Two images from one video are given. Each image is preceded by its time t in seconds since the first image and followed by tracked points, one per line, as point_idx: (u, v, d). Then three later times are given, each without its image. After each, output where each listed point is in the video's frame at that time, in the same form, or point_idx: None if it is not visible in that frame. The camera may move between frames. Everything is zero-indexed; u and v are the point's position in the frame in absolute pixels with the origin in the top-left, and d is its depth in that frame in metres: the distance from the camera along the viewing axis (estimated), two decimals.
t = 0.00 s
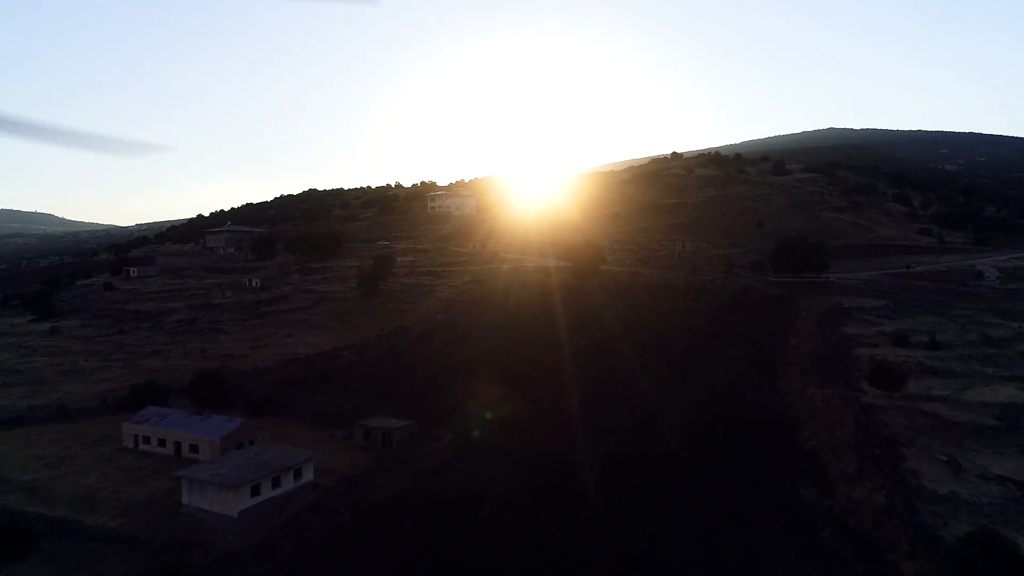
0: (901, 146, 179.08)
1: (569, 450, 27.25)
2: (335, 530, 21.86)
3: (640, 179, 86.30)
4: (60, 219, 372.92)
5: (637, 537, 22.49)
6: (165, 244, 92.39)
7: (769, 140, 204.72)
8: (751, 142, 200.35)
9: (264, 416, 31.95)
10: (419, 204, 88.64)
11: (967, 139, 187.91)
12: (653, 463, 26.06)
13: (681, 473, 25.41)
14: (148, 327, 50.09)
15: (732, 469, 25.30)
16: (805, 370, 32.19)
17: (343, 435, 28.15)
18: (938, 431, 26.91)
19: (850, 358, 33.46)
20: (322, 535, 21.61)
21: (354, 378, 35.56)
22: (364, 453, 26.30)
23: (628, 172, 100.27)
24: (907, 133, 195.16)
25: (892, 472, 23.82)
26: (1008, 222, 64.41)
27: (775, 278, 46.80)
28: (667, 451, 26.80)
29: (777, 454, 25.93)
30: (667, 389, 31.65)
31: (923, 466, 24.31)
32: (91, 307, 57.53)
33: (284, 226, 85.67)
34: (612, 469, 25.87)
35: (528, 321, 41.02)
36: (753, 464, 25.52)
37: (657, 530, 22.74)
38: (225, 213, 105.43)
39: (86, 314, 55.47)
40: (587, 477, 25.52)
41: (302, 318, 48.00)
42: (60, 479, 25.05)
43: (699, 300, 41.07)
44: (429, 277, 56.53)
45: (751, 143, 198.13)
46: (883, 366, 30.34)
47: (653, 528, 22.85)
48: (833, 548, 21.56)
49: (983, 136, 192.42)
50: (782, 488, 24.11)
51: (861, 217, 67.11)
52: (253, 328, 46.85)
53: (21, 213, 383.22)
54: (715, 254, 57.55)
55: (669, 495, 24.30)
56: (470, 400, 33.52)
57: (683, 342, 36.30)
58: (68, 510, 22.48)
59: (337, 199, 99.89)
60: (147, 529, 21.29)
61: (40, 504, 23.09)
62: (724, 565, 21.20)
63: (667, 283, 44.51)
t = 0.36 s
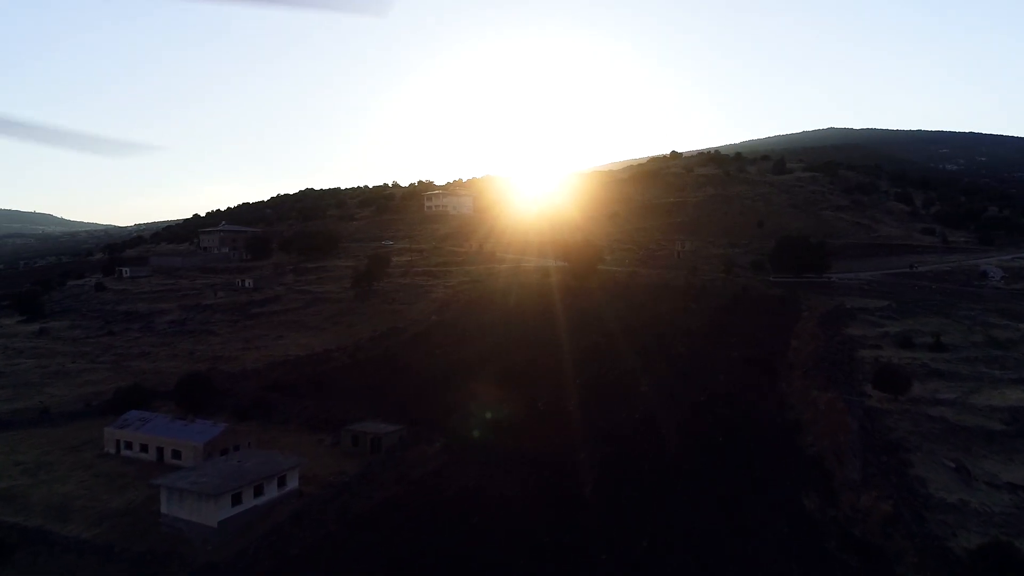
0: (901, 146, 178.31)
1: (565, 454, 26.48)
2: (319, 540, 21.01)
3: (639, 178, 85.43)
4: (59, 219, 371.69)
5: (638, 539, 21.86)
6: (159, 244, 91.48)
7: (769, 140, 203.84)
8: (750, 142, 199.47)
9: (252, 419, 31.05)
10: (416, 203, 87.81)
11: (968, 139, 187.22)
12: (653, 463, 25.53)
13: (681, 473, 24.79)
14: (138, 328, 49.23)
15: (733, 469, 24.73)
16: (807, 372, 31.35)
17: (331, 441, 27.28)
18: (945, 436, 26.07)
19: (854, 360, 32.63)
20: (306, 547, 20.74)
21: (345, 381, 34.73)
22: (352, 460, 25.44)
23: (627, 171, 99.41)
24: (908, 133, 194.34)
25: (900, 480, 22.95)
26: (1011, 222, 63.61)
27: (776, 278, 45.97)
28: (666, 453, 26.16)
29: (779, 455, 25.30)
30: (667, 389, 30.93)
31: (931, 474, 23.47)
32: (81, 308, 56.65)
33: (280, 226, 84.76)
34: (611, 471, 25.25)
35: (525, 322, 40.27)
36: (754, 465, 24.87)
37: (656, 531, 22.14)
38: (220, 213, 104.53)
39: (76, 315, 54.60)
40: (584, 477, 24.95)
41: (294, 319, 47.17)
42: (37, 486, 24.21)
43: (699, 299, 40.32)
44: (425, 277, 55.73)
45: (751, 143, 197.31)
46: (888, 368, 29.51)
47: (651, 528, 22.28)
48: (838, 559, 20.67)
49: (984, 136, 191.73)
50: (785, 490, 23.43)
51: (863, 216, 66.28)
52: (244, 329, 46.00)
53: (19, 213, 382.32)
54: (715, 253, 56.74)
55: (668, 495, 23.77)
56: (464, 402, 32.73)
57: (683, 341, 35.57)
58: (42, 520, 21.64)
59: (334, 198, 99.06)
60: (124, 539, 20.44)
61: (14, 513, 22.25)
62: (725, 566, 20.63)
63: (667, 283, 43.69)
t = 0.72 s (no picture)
0: (901, 145, 177.57)
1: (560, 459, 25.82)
2: (303, 552, 20.21)
3: (638, 177, 84.54)
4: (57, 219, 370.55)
5: (635, 546, 21.22)
6: (153, 244, 90.53)
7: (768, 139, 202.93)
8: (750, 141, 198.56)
9: (238, 422, 30.19)
10: (412, 202, 86.96)
11: (969, 139, 186.51)
12: (653, 463, 25.19)
13: (680, 479, 24.20)
14: (127, 329, 48.36)
15: (733, 469, 24.40)
16: (809, 375, 30.54)
17: (318, 447, 26.44)
18: (952, 441, 25.28)
19: (857, 363, 31.82)
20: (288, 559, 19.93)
21: (335, 383, 33.94)
22: (339, 467, 24.61)
23: (625, 170, 98.58)
24: (908, 133, 193.64)
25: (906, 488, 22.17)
26: (1014, 221, 62.83)
27: (776, 279, 45.17)
28: (665, 457, 25.53)
29: (780, 458, 24.69)
30: (667, 390, 30.23)
31: (938, 482, 22.68)
32: (70, 309, 55.72)
33: (274, 226, 83.88)
34: (608, 476, 24.65)
35: (522, 324, 39.64)
36: (754, 470, 24.20)
37: (655, 537, 21.56)
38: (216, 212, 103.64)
39: (65, 316, 53.68)
40: (583, 478, 24.61)
41: (286, 320, 46.31)
42: (12, 495, 23.36)
43: (699, 299, 39.66)
44: (420, 277, 54.95)
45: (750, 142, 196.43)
46: (892, 370, 28.73)
47: (650, 534, 21.73)
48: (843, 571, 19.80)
49: (985, 135, 191.04)
50: (787, 496, 22.75)
51: (864, 216, 65.48)
52: (235, 330, 45.19)
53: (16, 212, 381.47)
54: (715, 253, 55.93)
55: (669, 495, 23.46)
56: (458, 404, 32.01)
57: (682, 341, 34.89)
58: (14, 531, 20.81)
59: (330, 198, 98.17)
60: (97, 552, 19.61)
61: None
62: (725, 566, 20.30)
63: (666, 283, 42.89)
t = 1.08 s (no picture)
0: (901, 145, 176.72)
1: (555, 468, 24.99)
2: (283, 566, 19.28)
3: (636, 176, 83.61)
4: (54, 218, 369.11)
5: (632, 561, 20.51)
6: (145, 244, 89.49)
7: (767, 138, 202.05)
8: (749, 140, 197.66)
9: (221, 428, 29.24)
10: (408, 201, 85.99)
11: (969, 138, 185.77)
12: (650, 471, 24.40)
13: (678, 486, 23.37)
14: (114, 330, 47.43)
15: (732, 477, 23.61)
16: (811, 379, 29.66)
17: (303, 454, 25.50)
18: (960, 448, 24.40)
19: (860, 365, 30.93)
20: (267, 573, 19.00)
21: (323, 388, 33.04)
22: (323, 475, 23.66)
23: (624, 169, 97.63)
24: (908, 132, 192.82)
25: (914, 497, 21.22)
26: (1017, 220, 61.99)
27: (776, 279, 44.30)
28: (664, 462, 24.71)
29: (782, 464, 23.88)
30: (664, 392, 29.42)
31: (947, 492, 21.77)
32: (58, 310, 54.74)
33: (268, 225, 82.89)
34: (604, 484, 23.85)
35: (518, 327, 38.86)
36: (755, 477, 23.35)
37: (651, 549, 20.86)
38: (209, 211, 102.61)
39: (52, 317, 52.70)
40: (578, 486, 23.81)
41: (276, 322, 45.36)
42: None
43: (698, 300, 38.80)
44: (414, 277, 54.05)
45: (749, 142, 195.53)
46: (896, 373, 27.81)
47: (647, 545, 21.00)
48: None
49: (984, 135, 190.31)
50: (789, 505, 21.92)
51: (864, 215, 64.65)
52: (224, 332, 44.28)
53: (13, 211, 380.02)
54: (713, 253, 55.04)
55: (667, 504, 22.69)
56: (450, 407, 31.14)
57: (679, 344, 34.11)
58: None
59: (325, 197, 97.17)
60: (65, 567, 18.66)
61: None
62: None
63: (663, 284, 41.99)
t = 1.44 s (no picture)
0: (901, 144, 175.99)
1: (548, 476, 24.19)
2: None
3: (634, 175, 82.75)
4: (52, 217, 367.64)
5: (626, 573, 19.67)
6: (138, 243, 88.56)
7: (766, 138, 201.26)
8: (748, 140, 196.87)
9: (205, 432, 28.34)
10: (404, 201, 85.08)
11: (970, 138, 185.15)
12: (646, 480, 23.61)
13: (674, 496, 22.63)
14: (102, 331, 46.54)
15: (731, 486, 22.83)
16: (813, 384, 28.81)
17: (286, 461, 24.63)
18: (968, 455, 23.51)
19: (863, 368, 30.06)
20: None
21: (312, 392, 32.19)
22: (306, 484, 22.78)
23: (622, 168, 96.76)
24: (909, 131, 192.03)
25: (923, 503, 20.30)
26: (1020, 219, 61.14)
27: (776, 279, 43.46)
28: (659, 472, 24.02)
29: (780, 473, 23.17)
30: (661, 401, 28.79)
31: (956, 500, 20.88)
32: (46, 310, 53.82)
33: (263, 225, 82.00)
34: (598, 492, 23.06)
35: (512, 331, 38.08)
36: (754, 488, 22.62)
37: (646, 560, 20.05)
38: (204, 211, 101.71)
39: (40, 318, 51.81)
40: (571, 494, 23.01)
41: (266, 323, 44.48)
42: None
43: (696, 303, 38.06)
44: (408, 277, 53.21)
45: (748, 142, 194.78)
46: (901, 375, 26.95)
47: (641, 556, 20.23)
48: None
49: (984, 134, 189.61)
50: (789, 518, 21.12)
51: (865, 214, 63.80)
52: (213, 334, 43.40)
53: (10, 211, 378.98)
54: (712, 252, 54.20)
55: (663, 514, 21.89)
56: (441, 411, 30.31)
57: (675, 350, 33.44)
58: None
59: (320, 196, 96.25)
60: None
61: None
62: None
63: (661, 286, 41.20)
